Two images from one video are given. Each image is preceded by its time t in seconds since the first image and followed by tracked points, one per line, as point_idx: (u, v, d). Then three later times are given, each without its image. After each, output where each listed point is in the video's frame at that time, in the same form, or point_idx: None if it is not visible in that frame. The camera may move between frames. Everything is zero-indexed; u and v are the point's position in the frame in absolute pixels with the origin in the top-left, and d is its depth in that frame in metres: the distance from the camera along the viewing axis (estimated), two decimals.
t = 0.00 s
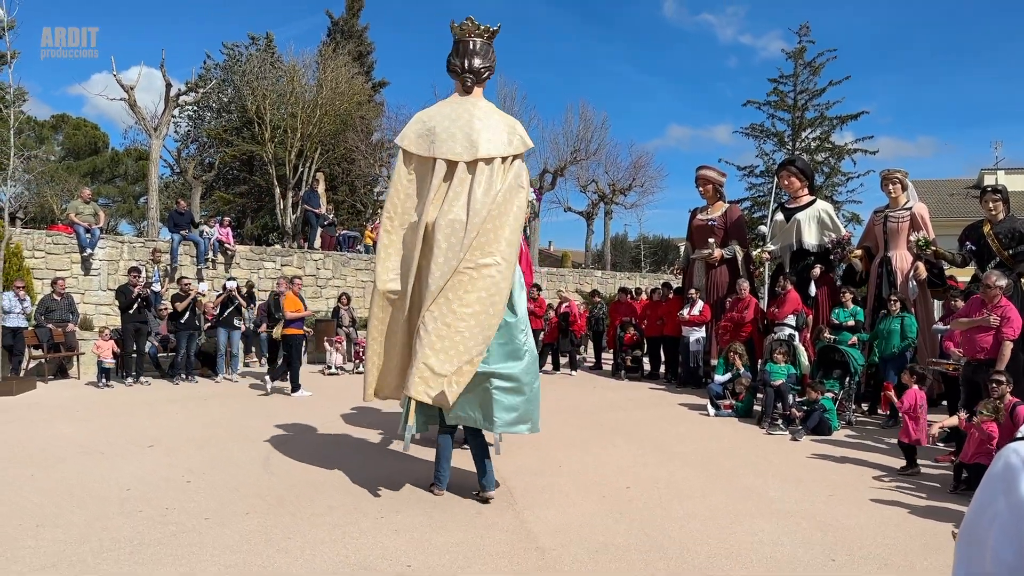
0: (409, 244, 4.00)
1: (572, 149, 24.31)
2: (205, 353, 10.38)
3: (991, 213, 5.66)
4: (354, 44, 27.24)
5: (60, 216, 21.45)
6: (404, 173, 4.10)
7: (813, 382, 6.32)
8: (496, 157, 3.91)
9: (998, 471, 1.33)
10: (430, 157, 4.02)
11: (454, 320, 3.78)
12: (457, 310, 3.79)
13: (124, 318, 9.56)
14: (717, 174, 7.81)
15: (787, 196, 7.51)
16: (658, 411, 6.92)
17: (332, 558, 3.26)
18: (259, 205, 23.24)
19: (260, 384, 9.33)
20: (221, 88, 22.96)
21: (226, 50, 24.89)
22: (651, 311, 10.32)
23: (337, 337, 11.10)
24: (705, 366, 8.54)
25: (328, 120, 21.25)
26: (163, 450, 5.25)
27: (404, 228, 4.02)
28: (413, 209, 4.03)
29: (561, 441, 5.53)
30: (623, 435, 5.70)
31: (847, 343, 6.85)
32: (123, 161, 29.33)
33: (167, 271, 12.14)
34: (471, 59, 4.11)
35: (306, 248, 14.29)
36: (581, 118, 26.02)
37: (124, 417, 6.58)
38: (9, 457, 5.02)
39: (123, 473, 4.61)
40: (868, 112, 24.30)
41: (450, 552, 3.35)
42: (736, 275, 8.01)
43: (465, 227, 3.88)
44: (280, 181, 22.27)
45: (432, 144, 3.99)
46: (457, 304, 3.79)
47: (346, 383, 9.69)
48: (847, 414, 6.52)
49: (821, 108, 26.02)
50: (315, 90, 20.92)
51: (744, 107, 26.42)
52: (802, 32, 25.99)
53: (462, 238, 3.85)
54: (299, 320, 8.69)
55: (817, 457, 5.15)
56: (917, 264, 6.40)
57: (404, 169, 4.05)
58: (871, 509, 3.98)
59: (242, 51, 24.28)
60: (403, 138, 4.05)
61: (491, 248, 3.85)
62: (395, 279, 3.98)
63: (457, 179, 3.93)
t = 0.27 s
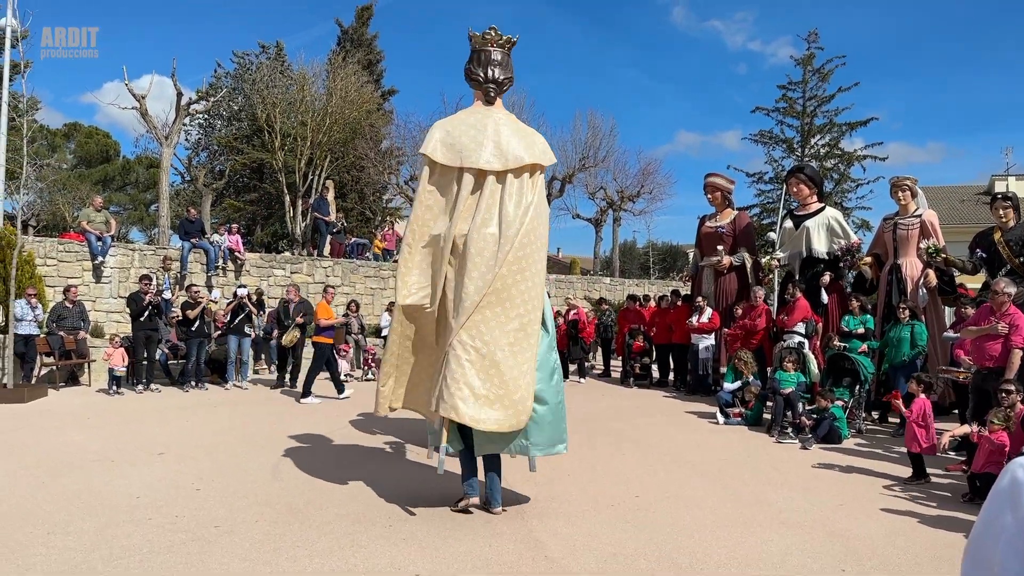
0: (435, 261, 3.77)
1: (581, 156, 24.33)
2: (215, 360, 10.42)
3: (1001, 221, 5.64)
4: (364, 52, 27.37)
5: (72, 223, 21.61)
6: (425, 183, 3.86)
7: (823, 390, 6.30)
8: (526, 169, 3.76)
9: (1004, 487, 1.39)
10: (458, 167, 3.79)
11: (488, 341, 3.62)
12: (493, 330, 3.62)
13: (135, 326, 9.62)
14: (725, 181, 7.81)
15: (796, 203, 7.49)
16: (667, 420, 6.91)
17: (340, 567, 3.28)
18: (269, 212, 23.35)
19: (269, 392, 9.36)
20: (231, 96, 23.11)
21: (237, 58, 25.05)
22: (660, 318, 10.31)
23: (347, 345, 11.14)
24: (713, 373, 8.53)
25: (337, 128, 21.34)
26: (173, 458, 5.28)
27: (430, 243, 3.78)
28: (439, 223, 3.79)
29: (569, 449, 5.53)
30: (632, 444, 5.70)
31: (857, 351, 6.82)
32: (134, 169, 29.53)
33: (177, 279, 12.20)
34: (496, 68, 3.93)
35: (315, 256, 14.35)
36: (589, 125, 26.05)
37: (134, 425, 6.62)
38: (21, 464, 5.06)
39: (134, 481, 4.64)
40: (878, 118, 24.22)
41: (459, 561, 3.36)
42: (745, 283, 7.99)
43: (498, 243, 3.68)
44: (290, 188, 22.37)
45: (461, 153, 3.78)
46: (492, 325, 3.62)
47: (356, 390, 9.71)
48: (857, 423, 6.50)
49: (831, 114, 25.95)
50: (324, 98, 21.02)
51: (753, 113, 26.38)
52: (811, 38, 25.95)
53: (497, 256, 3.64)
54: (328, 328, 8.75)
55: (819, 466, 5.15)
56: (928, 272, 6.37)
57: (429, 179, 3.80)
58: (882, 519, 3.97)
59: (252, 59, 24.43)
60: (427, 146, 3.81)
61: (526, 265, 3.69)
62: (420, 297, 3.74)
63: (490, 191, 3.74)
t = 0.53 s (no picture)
0: (458, 261, 3.62)
1: (589, 164, 24.36)
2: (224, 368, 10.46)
3: (1011, 228, 5.61)
4: (374, 61, 27.52)
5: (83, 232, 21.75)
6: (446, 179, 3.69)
7: (832, 399, 6.26)
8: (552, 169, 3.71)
9: (1014, 497, 1.38)
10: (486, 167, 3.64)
11: (515, 345, 3.53)
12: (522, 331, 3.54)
13: (145, 334, 9.67)
14: (733, 189, 7.80)
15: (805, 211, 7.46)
16: (676, 428, 6.88)
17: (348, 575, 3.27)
18: (279, 221, 23.44)
19: (277, 400, 9.38)
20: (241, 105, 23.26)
21: (247, 68, 25.23)
22: (669, 326, 10.29)
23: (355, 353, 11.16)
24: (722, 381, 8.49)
25: (347, 137, 21.44)
26: (182, 466, 5.29)
27: (453, 240, 3.60)
28: (464, 219, 3.62)
29: (577, 458, 5.51)
30: (640, 453, 5.68)
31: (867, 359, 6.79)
32: (145, 178, 29.73)
33: (187, 287, 12.26)
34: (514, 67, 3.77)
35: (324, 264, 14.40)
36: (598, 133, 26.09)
37: (144, 433, 6.64)
38: (31, 472, 5.08)
39: (143, 488, 4.65)
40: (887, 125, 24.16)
41: (466, 570, 3.35)
42: (754, 290, 7.96)
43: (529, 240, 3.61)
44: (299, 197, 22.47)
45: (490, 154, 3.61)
46: (521, 328, 3.52)
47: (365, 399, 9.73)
48: (867, 431, 6.46)
49: (840, 122, 25.90)
50: (334, 107, 21.14)
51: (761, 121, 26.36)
52: (820, 46, 25.94)
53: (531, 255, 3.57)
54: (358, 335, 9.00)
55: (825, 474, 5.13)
56: (938, 279, 6.34)
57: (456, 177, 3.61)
58: (892, 528, 3.94)
59: (263, 69, 24.60)
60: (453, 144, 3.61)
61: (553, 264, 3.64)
62: (445, 298, 3.58)
63: (518, 190, 3.63)
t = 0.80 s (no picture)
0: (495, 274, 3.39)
1: (597, 172, 24.37)
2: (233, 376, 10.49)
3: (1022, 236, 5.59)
4: (383, 71, 27.65)
5: (94, 241, 21.90)
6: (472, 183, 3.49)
7: (842, 408, 6.23)
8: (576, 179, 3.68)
9: None
10: (519, 169, 3.51)
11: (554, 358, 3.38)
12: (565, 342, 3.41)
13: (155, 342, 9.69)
14: (742, 197, 7.79)
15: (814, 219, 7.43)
16: (685, 437, 6.85)
17: None
18: (288, 229, 23.53)
19: (286, 408, 9.39)
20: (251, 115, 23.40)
21: (257, 77, 25.39)
22: (677, 335, 10.26)
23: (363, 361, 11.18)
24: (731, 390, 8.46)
25: (356, 146, 21.52)
26: (191, 474, 5.31)
27: (494, 258, 3.38)
28: (505, 232, 3.42)
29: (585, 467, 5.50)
30: (649, 462, 5.65)
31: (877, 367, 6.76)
32: (156, 188, 29.93)
33: (197, 295, 12.31)
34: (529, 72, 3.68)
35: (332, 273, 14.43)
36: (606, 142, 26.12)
37: (153, 441, 6.65)
38: (42, 479, 5.10)
39: (152, 496, 4.66)
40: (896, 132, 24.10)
41: None
42: (763, 298, 7.92)
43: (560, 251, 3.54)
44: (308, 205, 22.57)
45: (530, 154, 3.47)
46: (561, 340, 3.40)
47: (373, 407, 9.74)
48: (878, 440, 6.42)
49: (849, 129, 25.85)
50: (343, 116, 21.24)
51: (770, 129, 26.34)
52: (828, 54, 25.92)
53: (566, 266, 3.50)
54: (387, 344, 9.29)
55: (831, 483, 5.11)
56: (948, 287, 6.30)
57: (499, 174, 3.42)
58: (903, 538, 3.92)
59: (272, 78, 24.75)
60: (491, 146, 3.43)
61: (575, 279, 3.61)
62: (483, 311, 3.33)
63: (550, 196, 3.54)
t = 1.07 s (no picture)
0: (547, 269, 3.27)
1: (605, 180, 24.39)
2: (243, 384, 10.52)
3: None
4: (391, 80, 27.79)
5: (105, 249, 22.03)
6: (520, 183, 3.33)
7: (853, 416, 6.20)
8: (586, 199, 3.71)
9: None
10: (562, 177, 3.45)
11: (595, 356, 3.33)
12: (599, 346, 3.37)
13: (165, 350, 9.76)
14: (751, 204, 7.77)
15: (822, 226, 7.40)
16: (695, 446, 6.82)
17: None
18: (297, 237, 23.61)
19: (295, 415, 9.41)
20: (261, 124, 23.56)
21: (267, 87, 25.55)
22: (686, 343, 10.23)
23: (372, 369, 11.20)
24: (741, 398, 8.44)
25: (365, 154, 21.61)
26: (200, 481, 5.32)
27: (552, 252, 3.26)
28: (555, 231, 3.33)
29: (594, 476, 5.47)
30: (659, 470, 5.63)
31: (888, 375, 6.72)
32: (166, 197, 30.18)
33: (207, 303, 12.36)
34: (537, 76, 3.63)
35: (342, 280, 14.49)
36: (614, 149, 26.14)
37: (162, 448, 6.67)
38: (52, 486, 5.12)
39: (161, 504, 4.66)
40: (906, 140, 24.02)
41: None
42: (773, 306, 7.89)
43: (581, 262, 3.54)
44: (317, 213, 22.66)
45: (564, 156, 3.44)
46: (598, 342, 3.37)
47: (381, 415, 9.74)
48: (889, 449, 6.39)
49: (858, 137, 25.79)
50: (352, 125, 21.34)
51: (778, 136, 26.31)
52: (836, 61, 25.90)
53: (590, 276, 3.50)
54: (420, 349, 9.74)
55: (841, 491, 5.09)
56: (959, 295, 6.27)
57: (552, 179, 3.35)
58: (914, 548, 3.89)
59: (282, 88, 24.90)
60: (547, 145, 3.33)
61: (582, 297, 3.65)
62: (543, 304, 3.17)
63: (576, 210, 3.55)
